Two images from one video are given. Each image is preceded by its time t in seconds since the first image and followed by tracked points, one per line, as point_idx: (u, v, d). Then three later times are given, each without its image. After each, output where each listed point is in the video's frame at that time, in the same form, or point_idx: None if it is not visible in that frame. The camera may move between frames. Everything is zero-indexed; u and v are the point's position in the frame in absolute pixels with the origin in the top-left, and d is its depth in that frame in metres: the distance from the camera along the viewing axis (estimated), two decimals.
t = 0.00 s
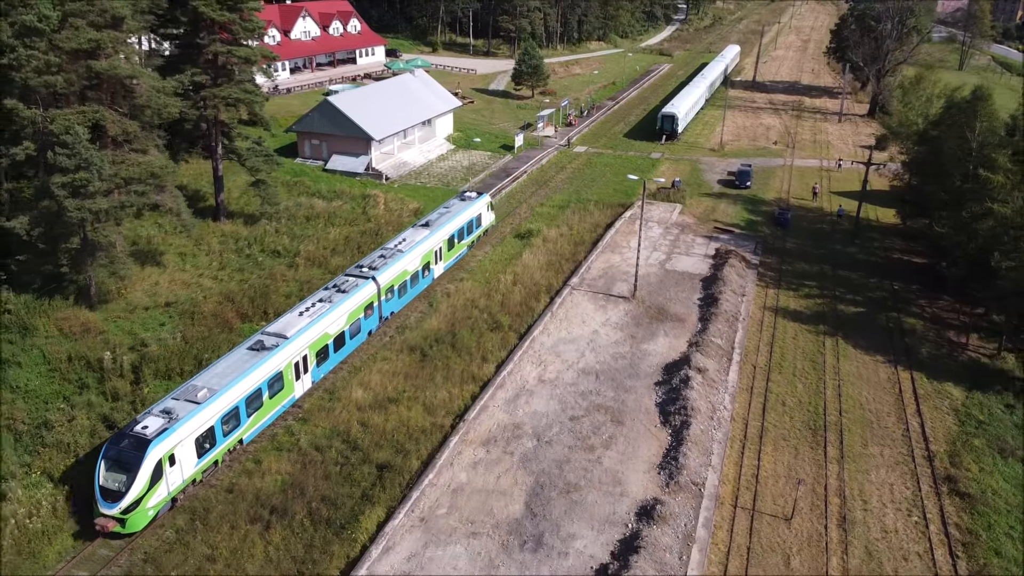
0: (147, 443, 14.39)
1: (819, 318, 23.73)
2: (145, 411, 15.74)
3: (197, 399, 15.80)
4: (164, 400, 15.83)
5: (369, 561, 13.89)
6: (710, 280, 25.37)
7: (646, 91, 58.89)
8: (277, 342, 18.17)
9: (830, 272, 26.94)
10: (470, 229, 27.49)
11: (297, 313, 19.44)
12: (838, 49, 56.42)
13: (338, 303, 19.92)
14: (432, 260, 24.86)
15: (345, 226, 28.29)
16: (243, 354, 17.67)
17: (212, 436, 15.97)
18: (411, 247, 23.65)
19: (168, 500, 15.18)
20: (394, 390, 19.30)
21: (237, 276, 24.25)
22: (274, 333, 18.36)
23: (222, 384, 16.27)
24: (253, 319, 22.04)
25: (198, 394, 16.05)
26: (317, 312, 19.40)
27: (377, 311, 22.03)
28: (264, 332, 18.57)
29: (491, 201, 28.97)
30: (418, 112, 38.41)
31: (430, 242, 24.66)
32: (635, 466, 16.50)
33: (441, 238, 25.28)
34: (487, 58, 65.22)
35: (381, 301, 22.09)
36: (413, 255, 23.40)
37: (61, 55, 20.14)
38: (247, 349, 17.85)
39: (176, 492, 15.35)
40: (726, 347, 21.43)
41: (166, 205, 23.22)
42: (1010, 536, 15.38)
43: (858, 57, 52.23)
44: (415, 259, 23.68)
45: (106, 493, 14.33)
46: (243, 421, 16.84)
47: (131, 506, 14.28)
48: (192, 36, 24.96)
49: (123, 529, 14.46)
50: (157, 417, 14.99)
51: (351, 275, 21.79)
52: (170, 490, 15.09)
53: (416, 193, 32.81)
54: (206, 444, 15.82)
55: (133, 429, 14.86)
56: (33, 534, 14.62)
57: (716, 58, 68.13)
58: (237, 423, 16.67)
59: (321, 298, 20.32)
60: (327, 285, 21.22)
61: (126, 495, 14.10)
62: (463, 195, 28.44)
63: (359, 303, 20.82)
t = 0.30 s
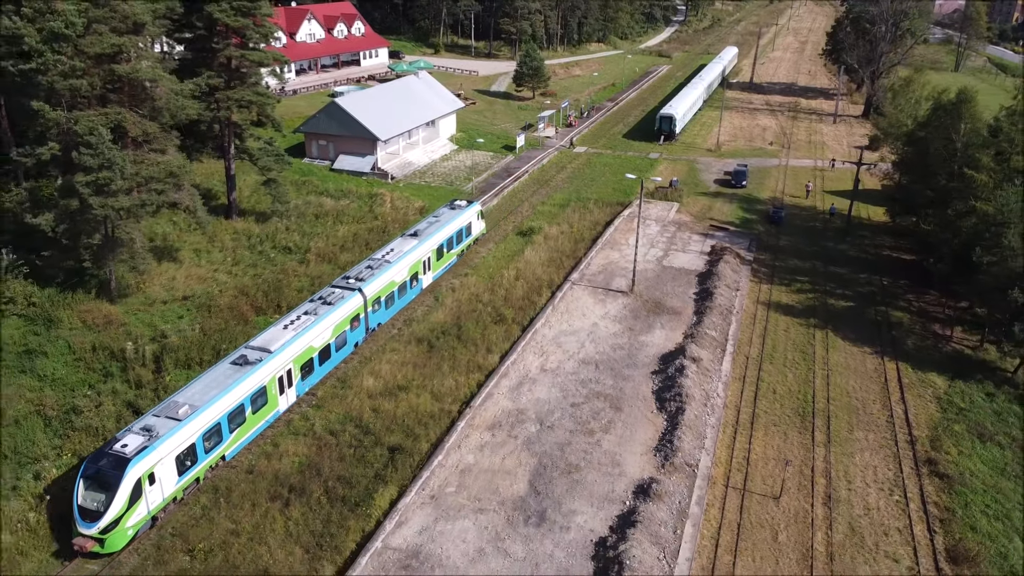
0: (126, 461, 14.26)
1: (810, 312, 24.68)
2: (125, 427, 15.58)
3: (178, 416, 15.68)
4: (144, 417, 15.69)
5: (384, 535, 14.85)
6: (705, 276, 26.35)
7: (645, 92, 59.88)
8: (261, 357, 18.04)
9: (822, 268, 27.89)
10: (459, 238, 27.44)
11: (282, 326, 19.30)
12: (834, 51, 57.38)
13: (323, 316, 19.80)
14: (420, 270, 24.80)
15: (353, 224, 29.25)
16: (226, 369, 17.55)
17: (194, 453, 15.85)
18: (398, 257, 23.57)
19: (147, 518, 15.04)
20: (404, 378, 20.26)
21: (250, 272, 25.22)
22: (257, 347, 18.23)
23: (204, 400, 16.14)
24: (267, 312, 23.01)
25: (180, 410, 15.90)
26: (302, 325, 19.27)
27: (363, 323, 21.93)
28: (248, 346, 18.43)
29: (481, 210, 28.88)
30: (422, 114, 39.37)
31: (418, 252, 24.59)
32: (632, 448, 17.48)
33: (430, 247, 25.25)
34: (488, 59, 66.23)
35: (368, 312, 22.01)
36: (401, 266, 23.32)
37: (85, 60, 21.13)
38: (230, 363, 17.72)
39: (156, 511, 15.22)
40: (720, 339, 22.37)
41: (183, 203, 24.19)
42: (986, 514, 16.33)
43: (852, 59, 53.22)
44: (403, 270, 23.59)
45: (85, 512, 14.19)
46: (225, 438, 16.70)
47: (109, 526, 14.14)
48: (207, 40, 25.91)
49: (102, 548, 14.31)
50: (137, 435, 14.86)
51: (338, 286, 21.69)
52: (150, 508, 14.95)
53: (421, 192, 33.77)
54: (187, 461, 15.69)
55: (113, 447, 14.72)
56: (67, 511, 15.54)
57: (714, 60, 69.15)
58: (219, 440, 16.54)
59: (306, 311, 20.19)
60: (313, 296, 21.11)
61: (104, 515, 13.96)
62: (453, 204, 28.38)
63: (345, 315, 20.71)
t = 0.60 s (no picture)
0: (105, 480, 14.09)
1: (802, 305, 25.66)
2: (105, 445, 15.42)
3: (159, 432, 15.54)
4: (124, 434, 15.52)
5: (397, 510, 15.83)
6: (702, 271, 27.33)
7: (644, 93, 60.88)
8: (244, 370, 17.90)
9: (814, 264, 28.85)
10: (449, 246, 27.22)
11: (266, 339, 19.17)
12: (829, 52, 58.31)
13: (308, 328, 19.67)
14: (408, 279, 24.53)
15: (361, 221, 30.22)
16: (209, 383, 17.42)
17: (175, 469, 15.69)
18: (386, 266, 23.33)
19: (127, 537, 14.84)
20: (413, 366, 21.23)
21: (263, 266, 26.19)
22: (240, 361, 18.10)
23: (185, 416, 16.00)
24: (281, 304, 23.98)
25: (161, 427, 15.75)
26: (286, 337, 19.15)
27: (350, 334, 21.75)
28: (231, 359, 18.29)
29: (471, 218, 28.68)
30: (427, 114, 40.33)
31: (407, 261, 24.34)
32: (631, 431, 18.47)
33: (419, 256, 25.00)
34: (490, 60, 67.23)
35: (355, 323, 21.82)
36: (389, 275, 23.08)
37: (108, 62, 22.17)
38: (213, 378, 17.59)
39: (136, 530, 15.03)
40: (715, 330, 23.35)
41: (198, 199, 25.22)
42: (965, 493, 17.29)
43: (848, 60, 54.19)
44: (391, 279, 23.34)
45: (62, 532, 13.97)
46: (207, 454, 16.55)
47: (88, 545, 13.92)
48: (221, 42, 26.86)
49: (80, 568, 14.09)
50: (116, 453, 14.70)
51: (324, 297, 21.54)
52: (129, 527, 14.75)
53: (426, 190, 34.73)
54: (168, 478, 15.53)
55: (91, 465, 14.55)
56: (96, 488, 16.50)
57: (712, 61, 70.17)
58: (201, 456, 16.37)
59: (292, 323, 20.05)
60: (299, 308, 20.98)
61: (82, 535, 13.75)
62: (443, 211, 28.20)
63: (331, 326, 20.57)
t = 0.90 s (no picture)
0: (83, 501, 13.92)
1: (795, 299, 26.63)
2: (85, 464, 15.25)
3: (140, 451, 15.39)
4: (103, 453, 15.35)
5: (409, 490, 16.79)
6: (698, 267, 28.30)
7: (644, 94, 61.86)
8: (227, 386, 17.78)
9: (807, 260, 29.79)
10: (438, 255, 27.12)
11: (251, 354, 19.05)
12: (825, 53, 59.29)
13: (293, 342, 19.56)
14: (397, 290, 24.42)
15: (368, 218, 31.19)
16: (191, 400, 17.29)
17: (156, 488, 15.55)
18: (374, 278, 23.22)
19: (106, 558, 14.66)
20: (421, 357, 22.20)
21: (275, 262, 27.16)
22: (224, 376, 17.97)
23: (166, 434, 15.86)
24: (293, 298, 24.94)
25: (141, 445, 15.60)
26: (271, 351, 19.03)
27: (337, 347, 21.60)
28: (214, 375, 18.16)
29: (461, 227, 28.65)
30: (431, 115, 41.27)
31: (396, 272, 24.22)
32: (629, 418, 19.46)
33: (407, 266, 24.89)
34: (492, 61, 68.22)
35: (341, 335, 21.69)
36: (376, 286, 22.99)
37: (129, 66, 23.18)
38: (196, 394, 17.46)
39: (115, 550, 14.85)
40: (711, 323, 24.32)
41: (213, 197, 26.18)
42: (946, 474, 18.26)
43: (844, 62, 55.17)
44: (379, 291, 23.24)
45: (40, 554, 13.77)
46: (189, 472, 16.42)
47: (66, 567, 13.73)
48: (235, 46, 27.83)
49: None
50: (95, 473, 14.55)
51: (311, 309, 21.43)
52: (108, 548, 14.57)
53: (431, 189, 35.68)
54: (149, 497, 15.41)
55: (70, 485, 14.41)
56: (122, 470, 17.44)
57: (711, 62, 71.19)
58: (183, 474, 16.25)
59: (277, 336, 19.94)
60: (285, 320, 20.86)
61: (60, 557, 13.55)
62: (433, 220, 28.13)
63: (317, 340, 20.44)
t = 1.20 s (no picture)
0: (61, 524, 13.74)
1: (788, 295, 27.59)
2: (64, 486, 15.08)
3: (120, 472, 15.20)
4: (83, 475, 15.17)
5: (420, 472, 17.75)
6: (695, 264, 29.29)
7: (643, 95, 62.86)
8: (210, 404, 17.61)
9: (801, 258, 30.74)
10: (428, 266, 27.03)
11: (235, 370, 18.87)
12: (821, 56, 60.32)
13: (278, 358, 19.40)
14: (385, 302, 24.28)
15: (375, 217, 32.16)
16: (174, 418, 17.09)
17: (137, 510, 15.36)
18: (362, 290, 23.06)
19: None
20: (429, 349, 23.17)
21: (287, 259, 28.12)
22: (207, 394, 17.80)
23: (147, 454, 15.68)
24: (305, 293, 25.91)
25: (122, 466, 15.41)
26: (256, 367, 18.88)
27: (323, 361, 21.44)
28: (197, 393, 17.99)
29: (451, 237, 28.53)
30: (435, 116, 42.20)
31: (384, 284, 24.10)
32: (628, 406, 20.44)
33: (396, 278, 24.75)
34: (494, 63, 69.22)
35: (327, 350, 21.52)
36: (364, 299, 22.84)
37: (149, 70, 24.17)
38: (179, 412, 17.27)
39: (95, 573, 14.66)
40: (707, 317, 25.29)
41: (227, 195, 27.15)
42: (929, 459, 19.25)
43: (839, 64, 56.18)
44: (367, 304, 23.09)
45: None
46: (171, 491, 16.24)
47: None
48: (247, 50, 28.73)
49: None
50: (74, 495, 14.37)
51: (297, 322, 21.28)
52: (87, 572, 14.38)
53: (436, 189, 36.65)
54: (129, 519, 15.22)
55: (48, 508, 14.19)
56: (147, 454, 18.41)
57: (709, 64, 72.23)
58: (164, 494, 16.06)
59: (262, 351, 19.78)
60: (271, 334, 20.70)
61: None
62: (423, 230, 28.06)
63: (303, 354, 20.30)
